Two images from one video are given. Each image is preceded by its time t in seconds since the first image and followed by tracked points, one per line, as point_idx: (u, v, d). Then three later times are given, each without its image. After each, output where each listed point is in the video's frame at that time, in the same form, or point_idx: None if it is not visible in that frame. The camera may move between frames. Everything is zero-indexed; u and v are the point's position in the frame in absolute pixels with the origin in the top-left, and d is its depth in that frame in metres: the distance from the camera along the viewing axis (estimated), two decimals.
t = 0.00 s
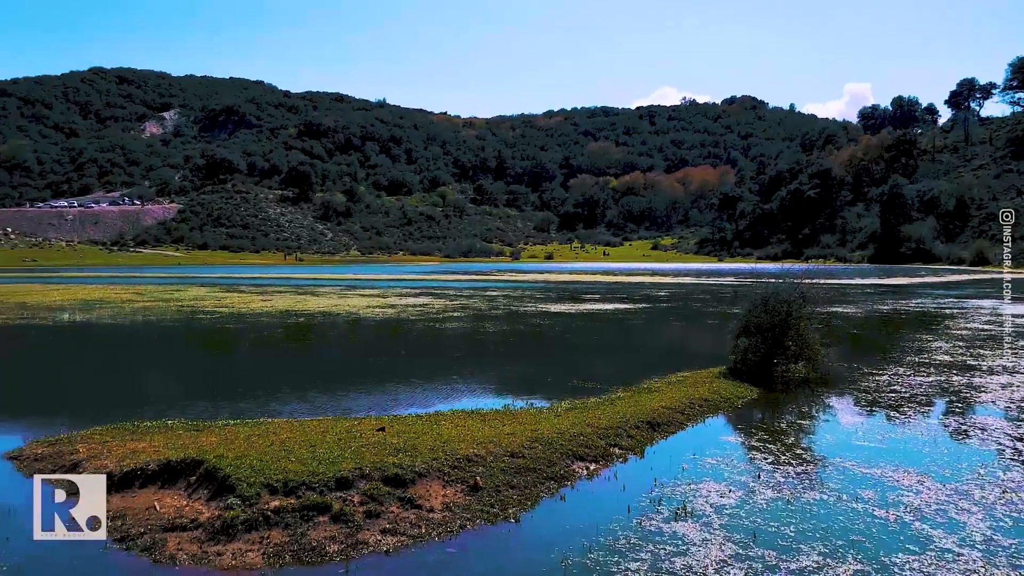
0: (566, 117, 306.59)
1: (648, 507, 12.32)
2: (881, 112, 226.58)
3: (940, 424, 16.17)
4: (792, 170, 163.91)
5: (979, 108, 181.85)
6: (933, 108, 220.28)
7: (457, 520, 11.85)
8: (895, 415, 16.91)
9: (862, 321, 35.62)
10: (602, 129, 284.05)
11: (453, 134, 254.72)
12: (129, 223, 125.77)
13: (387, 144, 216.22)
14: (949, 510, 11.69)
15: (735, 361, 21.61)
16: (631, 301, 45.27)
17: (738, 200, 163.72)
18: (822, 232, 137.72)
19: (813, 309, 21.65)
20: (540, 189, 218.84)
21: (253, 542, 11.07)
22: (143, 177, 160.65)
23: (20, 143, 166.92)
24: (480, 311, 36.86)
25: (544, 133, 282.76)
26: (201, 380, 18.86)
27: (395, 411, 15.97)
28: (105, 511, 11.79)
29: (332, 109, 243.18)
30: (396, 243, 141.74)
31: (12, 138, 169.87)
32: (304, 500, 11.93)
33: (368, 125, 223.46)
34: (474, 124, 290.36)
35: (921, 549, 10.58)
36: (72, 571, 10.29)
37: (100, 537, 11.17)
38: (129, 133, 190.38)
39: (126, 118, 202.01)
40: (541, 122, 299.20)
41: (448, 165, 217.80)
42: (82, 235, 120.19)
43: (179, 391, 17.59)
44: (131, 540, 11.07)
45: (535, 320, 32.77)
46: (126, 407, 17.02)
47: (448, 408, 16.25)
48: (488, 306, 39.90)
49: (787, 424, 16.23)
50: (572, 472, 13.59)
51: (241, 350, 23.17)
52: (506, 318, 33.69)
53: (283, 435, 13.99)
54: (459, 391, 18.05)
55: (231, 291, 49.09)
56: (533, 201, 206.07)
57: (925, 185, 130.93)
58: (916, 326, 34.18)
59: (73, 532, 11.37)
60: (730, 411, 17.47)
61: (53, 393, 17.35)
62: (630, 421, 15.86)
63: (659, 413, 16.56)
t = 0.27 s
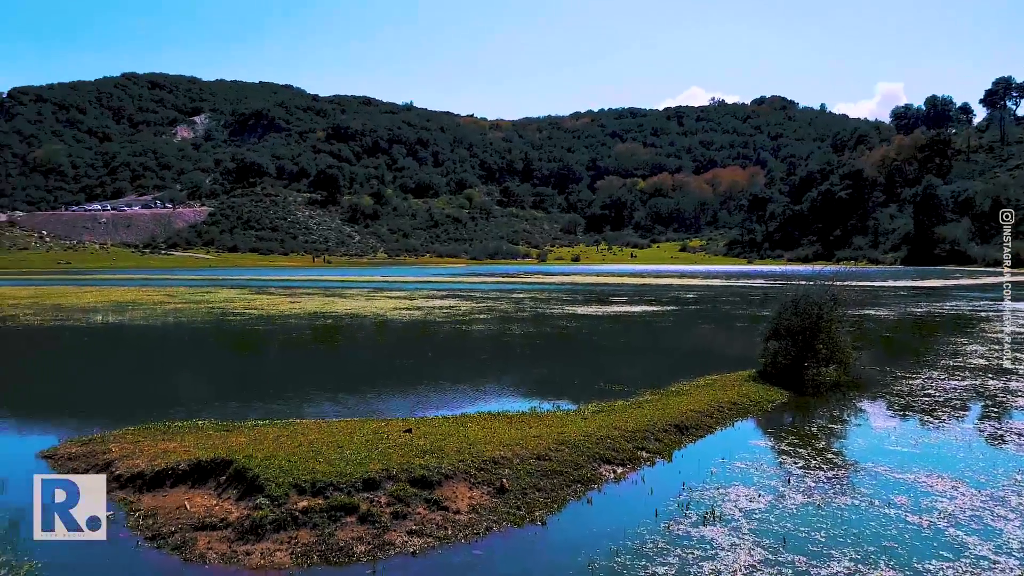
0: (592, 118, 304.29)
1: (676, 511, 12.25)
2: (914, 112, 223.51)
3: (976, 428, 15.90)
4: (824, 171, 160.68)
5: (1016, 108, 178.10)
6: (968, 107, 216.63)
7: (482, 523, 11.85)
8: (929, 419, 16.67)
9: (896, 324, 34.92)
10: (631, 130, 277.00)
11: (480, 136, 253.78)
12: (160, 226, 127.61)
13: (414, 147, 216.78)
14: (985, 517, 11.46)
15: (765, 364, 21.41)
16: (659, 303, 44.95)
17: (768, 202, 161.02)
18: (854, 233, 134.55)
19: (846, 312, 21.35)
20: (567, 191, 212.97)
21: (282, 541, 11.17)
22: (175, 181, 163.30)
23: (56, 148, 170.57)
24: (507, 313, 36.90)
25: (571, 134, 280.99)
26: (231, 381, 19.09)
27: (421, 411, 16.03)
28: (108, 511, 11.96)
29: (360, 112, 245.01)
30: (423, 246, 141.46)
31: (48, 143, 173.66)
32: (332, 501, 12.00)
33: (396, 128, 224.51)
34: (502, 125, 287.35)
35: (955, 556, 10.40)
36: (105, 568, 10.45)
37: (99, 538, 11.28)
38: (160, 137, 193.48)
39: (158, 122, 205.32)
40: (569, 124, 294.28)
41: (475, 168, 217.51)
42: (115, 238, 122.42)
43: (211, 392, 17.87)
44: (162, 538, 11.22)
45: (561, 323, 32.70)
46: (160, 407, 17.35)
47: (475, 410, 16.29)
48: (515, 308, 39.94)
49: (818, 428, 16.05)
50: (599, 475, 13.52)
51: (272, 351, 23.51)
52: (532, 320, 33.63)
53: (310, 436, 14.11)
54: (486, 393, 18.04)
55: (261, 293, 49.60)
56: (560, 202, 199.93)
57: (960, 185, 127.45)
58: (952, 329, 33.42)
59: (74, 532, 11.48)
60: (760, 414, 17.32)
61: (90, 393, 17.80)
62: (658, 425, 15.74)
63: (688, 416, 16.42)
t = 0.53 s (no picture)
0: (618, 119, 302.33)
1: (704, 516, 12.16)
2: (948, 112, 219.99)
3: (1014, 435, 15.54)
4: (857, 172, 157.61)
5: None
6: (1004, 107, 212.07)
7: (510, 526, 11.84)
8: (964, 425, 16.34)
9: (930, 329, 34.23)
10: (659, 133, 270.27)
11: (507, 140, 252.78)
12: (192, 229, 129.30)
13: (441, 150, 217.52)
14: None
15: (796, 368, 21.20)
16: (688, 306, 44.63)
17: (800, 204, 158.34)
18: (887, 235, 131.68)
19: (879, 315, 21.07)
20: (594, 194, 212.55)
21: (311, 542, 11.24)
22: (206, 185, 165.82)
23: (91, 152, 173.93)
24: (534, 316, 36.86)
25: (598, 135, 279.84)
26: (261, 383, 19.34)
27: (448, 414, 16.12)
28: (108, 513, 12.02)
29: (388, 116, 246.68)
30: (450, 249, 141.50)
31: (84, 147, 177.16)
32: (360, 502, 12.08)
33: (423, 132, 225.51)
34: (530, 128, 284.51)
35: (993, 564, 10.20)
36: (136, 567, 10.58)
37: (99, 538, 11.36)
38: (192, 141, 196.71)
39: (190, 127, 208.31)
40: (597, 127, 289.65)
41: (502, 171, 217.05)
42: (147, 241, 124.43)
43: (242, 393, 18.11)
44: (192, 538, 11.35)
45: (589, 326, 32.59)
46: (192, 408, 17.62)
47: (502, 413, 16.31)
48: (541, 311, 39.89)
49: (850, 433, 15.82)
50: (626, 479, 13.47)
51: (301, 353, 23.77)
52: (559, 323, 33.54)
53: (338, 437, 14.22)
54: (513, 397, 18.07)
55: (291, 295, 50.05)
56: (588, 205, 198.86)
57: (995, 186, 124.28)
58: (990, 334, 32.63)
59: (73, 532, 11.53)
60: (791, 419, 17.12)
61: (126, 393, 18.17)
62: (686, 428, 15.62)
63: (718, 420, 16.29)
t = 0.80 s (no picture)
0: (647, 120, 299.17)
1: (734, 522, 12.03)
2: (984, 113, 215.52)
3: None
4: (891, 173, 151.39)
5: None
6: None
7: (537, 529, 11.80)
8: (1001, 432, 16.01)
9: (967, 334, 33.38)
10: (688, 134, 257.96)
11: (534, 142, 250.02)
12: (222, 232, 130.91)
13: (469, 153, 217.37)
14: None
15: (828, 373, 21.02)
16: (717, 310, 44.17)
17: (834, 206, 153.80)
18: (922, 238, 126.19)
19: (913, 319, 20.76)
20: (623, 197, 208.24)
21: (339, 543, 11.30)
22: (237, 189, 168.12)
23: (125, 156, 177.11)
24: (561, 319, 36.73)
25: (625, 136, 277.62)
26: (290, 384, 19.52)
27: (475, 417, 16.18)
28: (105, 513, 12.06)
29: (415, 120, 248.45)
30: (477, 252, 140.82)
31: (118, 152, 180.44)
32: (388, 504, 12.11)
33: (450, 134, 225.81)
34: (557, 129, 278.99)
35: None
36: (169, 564, 10.74)
37: (98, 537, 11.41)
38: (223, 146, 199.85)
39: (220, 131, 211.51)
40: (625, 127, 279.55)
41: (529, 173, 215.38)
42: (179, 244, 126.23)
43: (271, 394, 18.33)
44: (222, 538, 11.46)
45: (617, 330, 32.41)
46: (222, 409, 17.89)
47: (529, 416, 16.33)
48: (569, 314, 39.75)
49: (884, 439, 15.59)
50: (655, 484, 13.37)
51: (329, 355, 23.98)
52: (586, 326, 33.43)
53: (366, 438, 14.33)
54: (540, 400, 18.10)
55: (320, 298, 50.44)
56: (616, 207, 197.23)
57: None
58: None
59: (70, 531, 11.55)
60: (824, 424, 16.91)
61: (159, 393, 18.53)
62: (716, 433, 15.48)
63: (748, 425, 16.13)
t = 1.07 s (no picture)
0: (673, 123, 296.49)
1: (763, 527, 11.90)
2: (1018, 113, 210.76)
3: None
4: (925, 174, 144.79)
5: None
6: None
7: (563, 533, 11.75)
8: None
9: (1004, 338, 32.54)
10: (717, 136, 247.93)
11: (561, 145, 247.55)
12: (251, 234, 132.63)
13: (494, 156, 216.85)
14: None
15: (859, 377, 20.77)
16: (746, 313, 43.78)
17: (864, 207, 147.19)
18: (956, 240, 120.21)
19: (946, 323, 20.49)
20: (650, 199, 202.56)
21: (366, 544, 11.35)
22: (265, 192, 170.52)
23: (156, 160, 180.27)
24: (587, 322, 36.59)
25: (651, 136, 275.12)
26: (316, 386, 19.67)
27: (500, 420, 16.23)
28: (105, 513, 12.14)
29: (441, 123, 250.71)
30: (504, 254, 139.83)
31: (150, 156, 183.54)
32: (414, 505, 12.16)
33: (476, 138, 225.67)
34: (582, 130, 274.21)
35: None
36: (198, 563, 10.83)
37: (98, 537, 11.47)
38: (252, 150, 203.27)
39: (249, 136, 215.11)
40: (653, 129, 271.57)
41: (555, 175, 213.79)
42: (208, 247, 128.04)
43: (299, 395, 18.49)
44: (250, 538, 11.55)
45: (644, 333, 32.22)
46: (250, 409, 18.10)
47: (554, 420, 16.33)
48: (594, 317, 39.61)
49: (916, 445, 15.35)
50: (682, 487, 13.29)
51: (355, 357, 24.15)
52: (612, 330, 33.27)
53: (393, 440, 14.42)
54: (566, 403, 18.08)
55: (346, 300, 50.88)
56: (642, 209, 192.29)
57: None
58: None
59: (71, 532, 11.60)
60: (854, 429, 16.70)
61: (190, 393, 18.83)
62: (744, 438, 15.34)
63: (777, 430, 15.96)
